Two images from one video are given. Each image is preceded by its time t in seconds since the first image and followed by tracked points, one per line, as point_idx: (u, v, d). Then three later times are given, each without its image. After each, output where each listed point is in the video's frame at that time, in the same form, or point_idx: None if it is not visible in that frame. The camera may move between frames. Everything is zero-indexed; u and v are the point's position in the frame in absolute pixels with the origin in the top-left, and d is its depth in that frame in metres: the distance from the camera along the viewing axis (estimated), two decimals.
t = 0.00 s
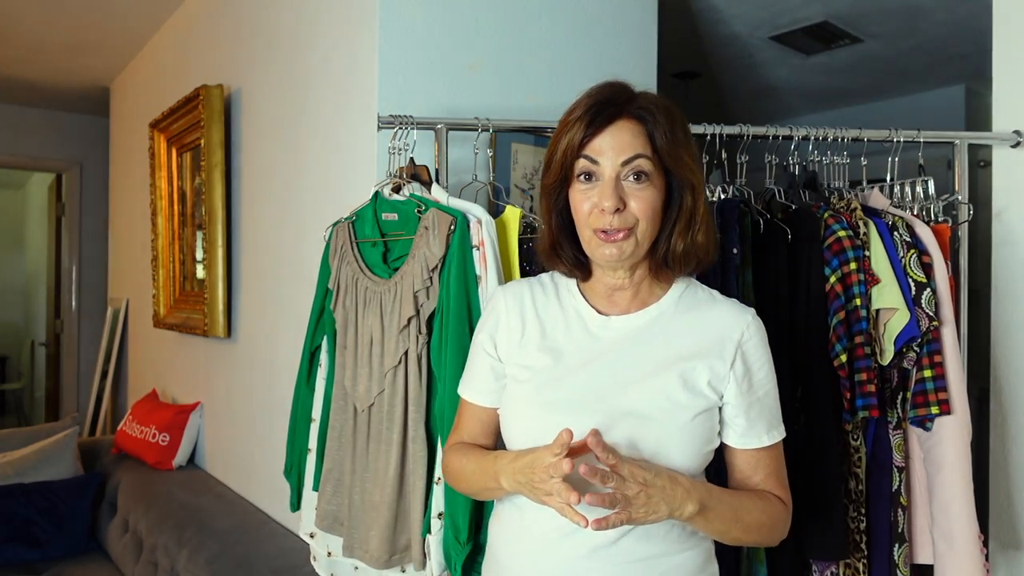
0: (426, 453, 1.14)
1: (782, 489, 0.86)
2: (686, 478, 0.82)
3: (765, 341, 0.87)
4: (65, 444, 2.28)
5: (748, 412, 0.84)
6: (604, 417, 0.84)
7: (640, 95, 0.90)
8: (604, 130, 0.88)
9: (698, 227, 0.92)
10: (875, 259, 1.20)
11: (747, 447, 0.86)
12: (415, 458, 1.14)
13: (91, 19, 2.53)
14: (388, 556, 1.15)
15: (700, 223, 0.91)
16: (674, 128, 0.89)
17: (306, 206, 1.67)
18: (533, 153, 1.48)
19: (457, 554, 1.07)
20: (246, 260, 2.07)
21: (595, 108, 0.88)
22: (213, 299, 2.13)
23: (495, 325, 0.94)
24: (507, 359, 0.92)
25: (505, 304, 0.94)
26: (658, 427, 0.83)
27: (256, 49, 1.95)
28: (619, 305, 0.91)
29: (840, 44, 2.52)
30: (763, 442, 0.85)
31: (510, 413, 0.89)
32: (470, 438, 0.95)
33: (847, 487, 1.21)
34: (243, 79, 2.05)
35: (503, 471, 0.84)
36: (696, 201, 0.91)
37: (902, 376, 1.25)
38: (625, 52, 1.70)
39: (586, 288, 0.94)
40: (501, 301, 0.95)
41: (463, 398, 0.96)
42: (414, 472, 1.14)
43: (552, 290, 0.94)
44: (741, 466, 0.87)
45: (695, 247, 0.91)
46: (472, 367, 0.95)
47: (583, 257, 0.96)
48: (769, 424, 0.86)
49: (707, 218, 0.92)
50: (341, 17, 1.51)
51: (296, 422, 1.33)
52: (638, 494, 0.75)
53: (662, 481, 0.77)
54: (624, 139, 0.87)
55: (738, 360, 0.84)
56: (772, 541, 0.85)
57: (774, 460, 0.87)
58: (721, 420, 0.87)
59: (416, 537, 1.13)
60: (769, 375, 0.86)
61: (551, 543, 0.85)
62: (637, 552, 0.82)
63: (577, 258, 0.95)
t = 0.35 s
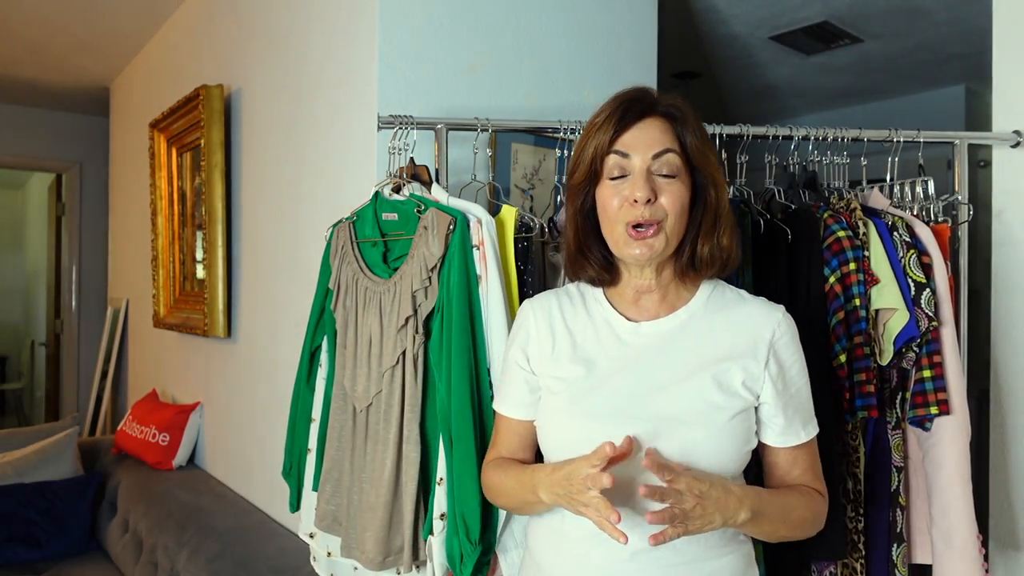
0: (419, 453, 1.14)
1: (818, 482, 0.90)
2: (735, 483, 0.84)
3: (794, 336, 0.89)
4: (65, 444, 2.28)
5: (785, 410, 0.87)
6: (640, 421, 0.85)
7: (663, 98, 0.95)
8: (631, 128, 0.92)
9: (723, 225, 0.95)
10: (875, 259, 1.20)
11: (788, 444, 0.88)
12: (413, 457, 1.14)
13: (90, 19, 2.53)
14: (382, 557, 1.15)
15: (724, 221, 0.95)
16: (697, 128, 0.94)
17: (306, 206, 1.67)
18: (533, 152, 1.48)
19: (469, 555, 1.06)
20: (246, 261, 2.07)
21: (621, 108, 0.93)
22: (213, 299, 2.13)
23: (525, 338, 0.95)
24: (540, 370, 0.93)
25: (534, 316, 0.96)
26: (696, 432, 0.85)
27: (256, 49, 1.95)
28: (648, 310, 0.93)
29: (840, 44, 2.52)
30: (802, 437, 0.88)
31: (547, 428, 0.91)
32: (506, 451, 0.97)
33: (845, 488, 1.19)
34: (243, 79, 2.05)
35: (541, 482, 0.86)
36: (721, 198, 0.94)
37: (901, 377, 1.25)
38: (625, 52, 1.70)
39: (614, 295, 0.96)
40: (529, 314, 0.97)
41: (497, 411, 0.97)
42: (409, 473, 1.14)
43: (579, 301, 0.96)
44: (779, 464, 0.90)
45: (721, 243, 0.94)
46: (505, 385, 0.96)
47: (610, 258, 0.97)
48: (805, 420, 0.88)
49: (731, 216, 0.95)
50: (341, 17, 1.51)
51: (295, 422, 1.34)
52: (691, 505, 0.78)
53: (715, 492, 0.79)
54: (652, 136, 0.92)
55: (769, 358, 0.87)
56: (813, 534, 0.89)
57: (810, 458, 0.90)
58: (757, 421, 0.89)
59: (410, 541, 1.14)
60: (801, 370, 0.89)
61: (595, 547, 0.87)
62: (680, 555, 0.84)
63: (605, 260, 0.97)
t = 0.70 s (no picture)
0: (422, 453, 1.14)
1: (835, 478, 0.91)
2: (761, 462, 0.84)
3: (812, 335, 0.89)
4: (65, 444, 2.28)
5: (799, 408, 0.88)
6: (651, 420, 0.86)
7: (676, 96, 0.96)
8: (648, 124, 0.93)
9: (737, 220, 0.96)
10: (875, 259, 1.20)
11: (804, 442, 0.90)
12: (414, 457, 1.14)
13: (90, 19, 2.52)
14: (388, 555, 1.14)
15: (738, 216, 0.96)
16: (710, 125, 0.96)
17: (306, 206, 1.67)
18: (533, 152, 1.48)
19: (455, 555, 1.06)
20: (246, 261, 2.07)
21: (638, 105, 0.94)
22: (213, 300, 2.13)
23: (542, 337, 0.94)
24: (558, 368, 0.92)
25: (552, 314, 0.94)
26: (714, 430, 0.85)
27: (256, 49, 1.95)
28: (665, 309, 0.93)
29: (840, 44, 2.52)
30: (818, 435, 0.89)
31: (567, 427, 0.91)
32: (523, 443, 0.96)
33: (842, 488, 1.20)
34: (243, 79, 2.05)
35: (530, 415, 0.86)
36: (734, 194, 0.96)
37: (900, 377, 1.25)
38: (625, 52, 1.70)
39: (631, 295, 0.96)
40: (546, 311, 0.95)
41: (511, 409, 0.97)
42: (412, 471, 1.14)
43: (596, 301, 0.95)
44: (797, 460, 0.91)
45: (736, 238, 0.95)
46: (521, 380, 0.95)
47: (628, 257, 0.97)
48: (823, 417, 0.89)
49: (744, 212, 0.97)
50: (341, 17, 1.51)
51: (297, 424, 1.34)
52: (764, 414, 0.75)
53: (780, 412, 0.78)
54: (669, 131, 0.93)
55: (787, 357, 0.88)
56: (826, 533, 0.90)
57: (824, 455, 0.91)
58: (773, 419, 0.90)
59: (415, 538, 1.14)
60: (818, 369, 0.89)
61: (609, 545, 0.86)
62: (696, 554, 0.84)
63: (623, 259, 0.97)
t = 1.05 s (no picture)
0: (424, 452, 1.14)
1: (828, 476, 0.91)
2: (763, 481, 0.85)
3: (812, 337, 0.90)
4: (65, 444, 2.28)
5: (803, 410, 0.88)
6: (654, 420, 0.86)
7: (679, 100, 0.96)
8: (653, 128, 0.93)
9: (740, 223, 0.97)
10: (873, 261, 1.20)
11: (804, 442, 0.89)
12: (416, 456, 1.14)
13: (90, 19, 2.52)
14: (388, 555, 1.14)
15: (740, 219, 0.97)
16: (713, 128, 0.96)
17: (306, 206, 1.67)
18: (533, 152, 1.48)
19: (458, 556, 1.06)
20: (246, 261, 2.07)
21: (642, 109, 0.93)
22: (213, 299, 2.13)
23: (546, 337, 0.94)
24: (560, 369, 0.93)
25: (553, 314, 0.95)
26: (718, 428, 0.85)
27: (257, 49, 1.95)
28: (669, 309, 0.93)
29: (840, 44, 2.52)
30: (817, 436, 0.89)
31: (569, 427, 0.91)
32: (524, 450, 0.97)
33: (841, 488, 1.20)
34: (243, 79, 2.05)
35: (564, 478, 0.87)
36: (736, 197, 0.96)
37: (899, 377, 1.25)
38: (625, 52, 1.70)
39: (634, 296, 0.96)
40: (550, 312, 0.95)
41: (514, 409, 0.97)
42: (413, 471, 1.14)
43: (599, 301, 0.95)
44: (790, 459, 0.91)
45: (740, 241, 0.96)
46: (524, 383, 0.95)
47: (632, 260, 0.97)
48: (820, 419, 0.90)
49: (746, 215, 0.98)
50: (341, 16, 1.51)
51: (298, 423, 1.34)
52: (729, 510, 0.78)
53: (747, 490, 0.80)
54: (673, 135, 0.93)
55: (789, 360, 0.88)
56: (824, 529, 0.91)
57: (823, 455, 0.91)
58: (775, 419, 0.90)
59: (415, 538, 1.15)
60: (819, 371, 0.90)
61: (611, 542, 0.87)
62: (699, 549, 0.85)
63: (627, 261, 0.97)
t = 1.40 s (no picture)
0: (422, 452, 1.14)
1: (833, 476, 0.90)
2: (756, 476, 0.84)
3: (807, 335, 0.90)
4: (65, 444, 2.28)
5: (799, 407, 0.88)
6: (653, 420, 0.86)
7: (670, 98, 0.96)
8: (642, 125, 0.93)
9: (732, 222, 0.96)
10: (874, 260, 1.20)
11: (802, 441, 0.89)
12: (415, 456, 1.14)
13: (90, 19, 2.52)
14: (386, 556, 1.14)
15: (732, 218, 0.96)
16: (704, 125, 0.95)
17: (306, 206, 1.67)
18: (533, 152, 1.48)
19: (460, 556, 1.06)
20: (246, 260, 2.07)
21: (631, 106, 0.94)
22: (213, 299, 2.13)
23: (540, 338, 0.95)
24: (555, 370, 0.93)
25: (547, 315, 0.95)
26: (712, 427, 0.85)
27: (257, 49, 1.95)
28: (661, 309, 0.93)
29: (840, 44, 2.52)
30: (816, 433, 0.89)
31: (564, 426, 0.91)
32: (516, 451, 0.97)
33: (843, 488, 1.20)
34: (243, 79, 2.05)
35: (558, 479, 0.86)
36: (729, 195, 0.96)
37: (900, 377, 1.25)
38: (625, 52, 1.70)
39: (627, 296, 0.96)
40: (543, 313, 0.96)
41: (508, 410, 0.97)
42: (412, 472, 1.14)
43: (593, 301, 0.96)
44: (793, 458, 0.90)
45: (731, 239, 0.95)
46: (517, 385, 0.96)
47: (624, 259, 0.97)
48: (819, 415, 0.89)
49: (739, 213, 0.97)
50: (341, 16, 1.51)
51: (297, 424, 1.34)
52: (716, 503, 0.78)
53: (734, 484, 0.79)
54: (662, 132, 0.93)
55: (783, 358, 0.88)
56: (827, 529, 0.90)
57: (825, 454, 0.90)
58: (772, 418, 0.90)
59: (415, 538, 1.14)
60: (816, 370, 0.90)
61: (610, 542, 0.86)
62: (697, 549, 0.85)
63: (619, 261, 0.97)
